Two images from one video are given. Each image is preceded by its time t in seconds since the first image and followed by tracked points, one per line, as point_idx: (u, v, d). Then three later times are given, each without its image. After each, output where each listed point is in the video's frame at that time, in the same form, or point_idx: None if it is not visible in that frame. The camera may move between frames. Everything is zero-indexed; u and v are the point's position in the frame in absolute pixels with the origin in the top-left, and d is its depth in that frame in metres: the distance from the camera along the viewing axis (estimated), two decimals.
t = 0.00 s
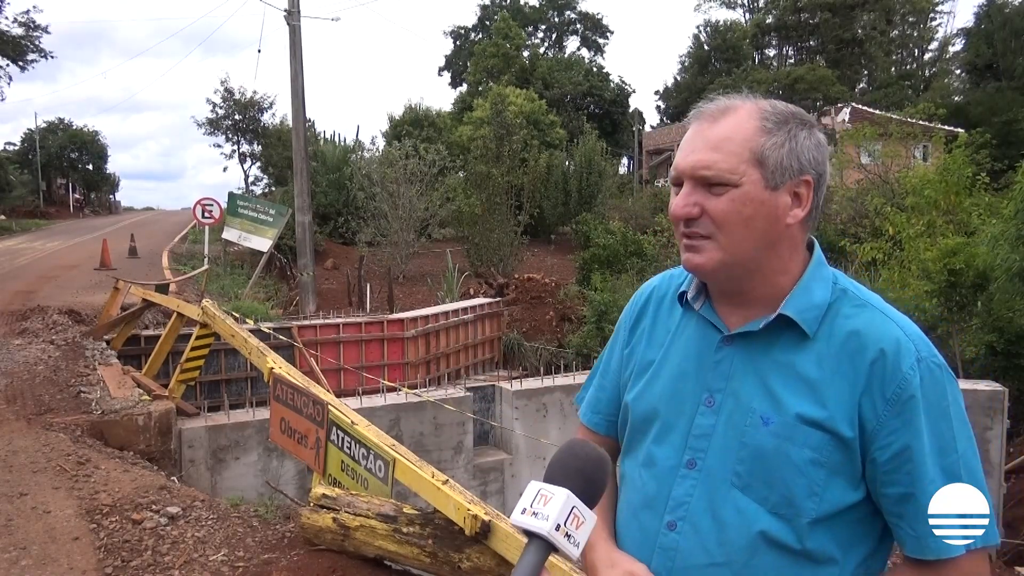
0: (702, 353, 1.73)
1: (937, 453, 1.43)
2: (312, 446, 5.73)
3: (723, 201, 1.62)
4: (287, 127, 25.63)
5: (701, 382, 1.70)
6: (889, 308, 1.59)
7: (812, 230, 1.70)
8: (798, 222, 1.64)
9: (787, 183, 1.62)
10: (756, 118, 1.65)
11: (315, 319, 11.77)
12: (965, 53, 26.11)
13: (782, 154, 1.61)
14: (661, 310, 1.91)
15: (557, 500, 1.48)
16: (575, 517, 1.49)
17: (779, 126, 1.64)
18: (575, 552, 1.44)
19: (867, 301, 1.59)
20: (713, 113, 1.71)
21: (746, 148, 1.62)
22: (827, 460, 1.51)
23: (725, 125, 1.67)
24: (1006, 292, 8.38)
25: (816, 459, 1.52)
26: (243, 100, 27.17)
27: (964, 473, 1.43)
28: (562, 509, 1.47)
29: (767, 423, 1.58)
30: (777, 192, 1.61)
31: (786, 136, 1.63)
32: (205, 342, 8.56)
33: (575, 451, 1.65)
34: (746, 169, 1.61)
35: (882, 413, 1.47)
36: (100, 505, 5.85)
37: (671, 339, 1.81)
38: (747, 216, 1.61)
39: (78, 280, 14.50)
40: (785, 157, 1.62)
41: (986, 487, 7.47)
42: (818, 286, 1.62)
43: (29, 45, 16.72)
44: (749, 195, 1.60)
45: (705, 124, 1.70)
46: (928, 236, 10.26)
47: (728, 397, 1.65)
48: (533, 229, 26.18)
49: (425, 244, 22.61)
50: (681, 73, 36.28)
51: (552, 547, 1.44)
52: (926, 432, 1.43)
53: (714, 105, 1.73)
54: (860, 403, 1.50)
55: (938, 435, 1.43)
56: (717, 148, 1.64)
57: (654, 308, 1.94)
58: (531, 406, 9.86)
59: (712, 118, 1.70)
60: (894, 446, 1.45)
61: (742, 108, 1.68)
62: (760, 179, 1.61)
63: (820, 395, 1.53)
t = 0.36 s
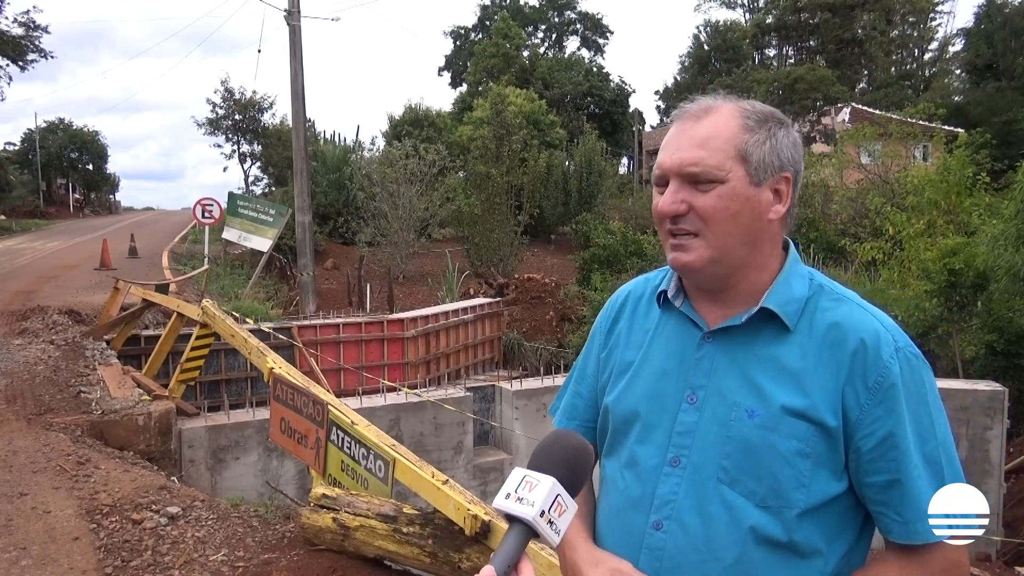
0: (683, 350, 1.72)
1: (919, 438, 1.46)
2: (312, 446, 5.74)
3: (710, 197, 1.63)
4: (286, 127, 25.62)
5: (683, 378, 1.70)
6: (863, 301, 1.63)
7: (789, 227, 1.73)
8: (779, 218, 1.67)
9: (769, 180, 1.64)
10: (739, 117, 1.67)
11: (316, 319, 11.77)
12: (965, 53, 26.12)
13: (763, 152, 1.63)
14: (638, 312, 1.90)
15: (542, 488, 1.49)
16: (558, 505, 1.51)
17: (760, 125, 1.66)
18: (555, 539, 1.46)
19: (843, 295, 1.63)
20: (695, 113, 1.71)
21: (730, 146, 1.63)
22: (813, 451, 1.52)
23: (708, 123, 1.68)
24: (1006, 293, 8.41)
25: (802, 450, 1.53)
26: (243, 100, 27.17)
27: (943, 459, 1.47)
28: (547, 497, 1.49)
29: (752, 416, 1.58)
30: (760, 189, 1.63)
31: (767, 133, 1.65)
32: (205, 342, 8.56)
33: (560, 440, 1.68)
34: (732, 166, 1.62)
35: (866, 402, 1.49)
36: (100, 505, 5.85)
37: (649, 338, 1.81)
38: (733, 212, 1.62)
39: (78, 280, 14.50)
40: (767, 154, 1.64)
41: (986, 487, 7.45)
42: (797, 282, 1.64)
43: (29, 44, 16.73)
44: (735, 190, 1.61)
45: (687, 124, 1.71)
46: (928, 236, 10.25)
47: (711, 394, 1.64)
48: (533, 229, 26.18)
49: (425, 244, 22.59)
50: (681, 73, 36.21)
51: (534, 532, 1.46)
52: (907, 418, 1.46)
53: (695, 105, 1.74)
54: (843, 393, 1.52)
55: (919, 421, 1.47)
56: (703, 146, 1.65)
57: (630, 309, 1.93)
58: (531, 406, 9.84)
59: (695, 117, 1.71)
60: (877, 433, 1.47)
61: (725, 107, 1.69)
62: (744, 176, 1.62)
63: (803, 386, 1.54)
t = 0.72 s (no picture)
0: (675, 351, 1.72)
1: (913, 424, 1.46)
2: (312, 446, 5.75)
3: (713, 197, 1.62)
4: (287, 127, 25.62)
5: (677, 378, 1.70)
6: (851, 291, 1.64)
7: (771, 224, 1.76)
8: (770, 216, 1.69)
9: (761, 181, 1.66)
10: (729, 118, 1.67)
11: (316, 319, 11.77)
12: (965, 53, 26.14)
13: (757, 152, 1.66)
14: (626, 315, 1.89)
15: (524, 484, 1.49)
16: (541, 500, 1.50)
17: (750, 126, 1.68)
18: (541, 534, 1.45)
19: (831, 287, 1.64)
20: (689, 114, 1.69)
21: (730, 145, 1.63)
22: (810, 444, 1.52)
23: (703, 124, 1.67)
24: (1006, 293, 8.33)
25: (799, 443, 1.53)
26: (243, 100, 27.17)
27: (939, 443, 1.47)
28: (529, 493, 1.48)
29: (748, 412, 1.58)
30: (754, 189, 1.65)
31: (757, 134, 1.68)
32: (205, 342, 8.56)
33: (542, 434, 1.68)
34: (733, 166, 1.63)
35: (858, 391, 1.50)
36: (100, 505, 5.85)
37: (639, 341, 1.80)
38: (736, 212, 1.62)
39: (78, 280, 14.51)
40: (759, 154, 1.66)
41: (986, 487, 7.44)
42: (784, 276, 1.66)
43: (29, 45, 16.73)
44: (738, 191, 1.62)
45: (678, 125, 1.69)
46: (928, 236, 10.24)
47: (707, 394, 1.65)
48: (533, 229, 26.19)
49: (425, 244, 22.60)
50: (681, 73, 36.21)
51: (519, 528, 1.45)
52: (900, 403, 1.46)
53: (682, 106, 1.72)
54: (835, 385, 1.52)
55: (911, 405, 1.47)
56: (703, 147, 1.64)
57: (617, 314, 1.92)
58: (531, 406, 9.83)
59: (687, 117, 1.69)
60: (873, 422, 1.47)
61: (716, 108, 1.68)
62: (743, 176, 1.63)
63: (797, 380, 1.55)
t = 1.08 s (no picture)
0: (673, 351, 1.71)
1: (911, 422, 1.49)
2: (312, 446, 5.76)
3: (744, 194, 1.63)
4: (287, 127, 25.61)
5: (677, 381, 1.69)
6: (843, 291, 1.66)
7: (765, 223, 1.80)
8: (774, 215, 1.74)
9: (770, 180, 1.70)
10: (747, 115, 1.67)
11: (316, 319, 11.77)
12: (965, 53, 26.15)
13: (770, 152, 1.70)
14: (619, 315, 1.87)
15: (525, 490, 1.49)
16: (542, 506, 1.50)
17: (763, 125, 1.71)
18: (541, 539, 1.46)
19: (826, 286, 1.66)
20: (708, 109, 1.67)
21: (753, 144, 1.65)
22: (812, 445, 1.53)
23: (726, 118, 1.65)
24: (1005, 294, 8.31)
25: (802, 445, 1.53)
26: (243, 100, 27.17)
27: (935, 439, 1.50)
28: (530, 498, 1.48)
29: (750, 414, 1.58)
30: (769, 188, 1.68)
31: (766, 134, 1.71)
32: (205, 342, 8.56)
33: (543, 441, 1.66)
34: (757, 164, 1.64)
35: (858, 391, 1.51)
36: (100, 505, 5.85)
37: (634, 342, 1.79)
38: (759, 210, 1.65)
39: (78, 280, 14.50)
40: (770, 153, 1.70)
41: (986, 487, 7.44)
42: (781, 275, 1.67)
43: (29, 45, 16.73)
44: (761, 189, 1.65)
45: (702, 119, 1.65)
46: (928, 236, 10.23)
47: (708, 396, 1.64)
48: (532, 228, 26.20)
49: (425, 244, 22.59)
50: (682, 73, 36.18)
51: (520, 534, 1.45)
52: (898, 402, 1.49)
53: (700, 100, 1.70)
54: (835, 385, 1.53)
55: (909, 403, 1.50)
56: (732, 142, 1.63)
57: (608, 314, 1.90)
58: (531, 406, 9.82)
59: (709, 111, 1.66)
60: (872, 421, 1.49)
61: (734, 105, 1.67)
62: (763, 175, 1.66)
63: (799, 381, 1.56)
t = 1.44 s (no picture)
0: (674, 354, 1.71)
1: (909, 425, 1.50)
2: (312, 446, 5.76)
3: (758, 197, 1.63)
4: (287, 127, 25.61)
5: (679, 384, 1.69)
6: (840, 292, 1.66)
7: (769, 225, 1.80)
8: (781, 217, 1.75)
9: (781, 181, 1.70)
10: (758, 116, 1.67)
11: (316, 319, 11.78)
12: (965, 53, 26.16)
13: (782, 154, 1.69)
14: (614, 315, 1.87)
15: (517, 478, 1.48)
16: (535, 494, 1.49)
17: (773, 128, 1.70)
18: (534, 527, 1.45)
19: (826, 285, 1.66)
20: (720, 109, 1.66)
21: (767, 148, 1.64)
22: (815, 446, 1.53)
23: (741, 119, 1.64)
24: (1005, 293, 8.31)
25: (805, 447, 1.54)
26: (243, 100, 27.16)
27: (933, 440, 1.51)
28: (523, 486, 1.47)
29: (752, 417, 1.58)
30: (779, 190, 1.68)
31: (778, 134, 1.70)
32: (205, 342, 8.56)
33: (532, 430, 1.67)
34: (772, 167, 1.64)
35: (859, 392, 1.52)
36: (100, 505, 5.85)
37: (634, 343, 1.78)
38: (772, 214, 1.65)
39: (78, 280, 14.51)
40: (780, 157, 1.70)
41: (986, 487, 7.44)
42: (782, 276, 1.67)
43: (29, 44, 16.73)
44: (773, 193, 1.65)
45: (717, 119, 1.64)
46: (928, 236, 10.23)
47: (710, 398, 1.64)
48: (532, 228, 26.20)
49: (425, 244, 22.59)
50: (682, 73, 36.16)
51: (513, 523, 1.45)
52: (897, 404, 1.50)
53: (712, 99, 1.69)
54: (836, 387, 1.54)
55: (906, 406, 1.51)
56: (747, 146, 1.62)
57: (604, 313, 1.89)
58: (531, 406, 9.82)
59: (724, 111, 1.65)
60: (870, 421, 1.49)
61: (746, 106, 1.67)
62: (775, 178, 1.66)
63: (801, 383, 1.56)
